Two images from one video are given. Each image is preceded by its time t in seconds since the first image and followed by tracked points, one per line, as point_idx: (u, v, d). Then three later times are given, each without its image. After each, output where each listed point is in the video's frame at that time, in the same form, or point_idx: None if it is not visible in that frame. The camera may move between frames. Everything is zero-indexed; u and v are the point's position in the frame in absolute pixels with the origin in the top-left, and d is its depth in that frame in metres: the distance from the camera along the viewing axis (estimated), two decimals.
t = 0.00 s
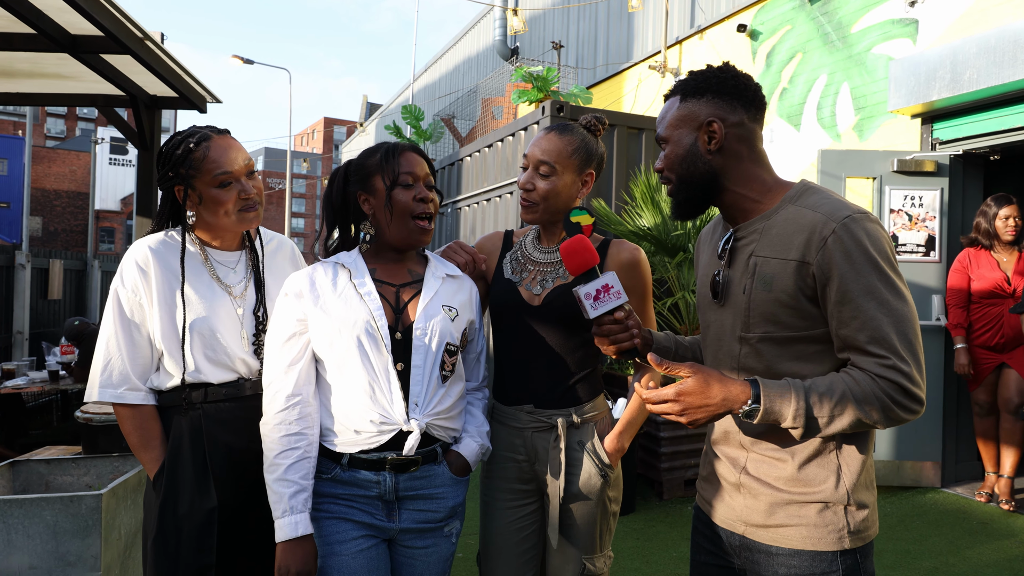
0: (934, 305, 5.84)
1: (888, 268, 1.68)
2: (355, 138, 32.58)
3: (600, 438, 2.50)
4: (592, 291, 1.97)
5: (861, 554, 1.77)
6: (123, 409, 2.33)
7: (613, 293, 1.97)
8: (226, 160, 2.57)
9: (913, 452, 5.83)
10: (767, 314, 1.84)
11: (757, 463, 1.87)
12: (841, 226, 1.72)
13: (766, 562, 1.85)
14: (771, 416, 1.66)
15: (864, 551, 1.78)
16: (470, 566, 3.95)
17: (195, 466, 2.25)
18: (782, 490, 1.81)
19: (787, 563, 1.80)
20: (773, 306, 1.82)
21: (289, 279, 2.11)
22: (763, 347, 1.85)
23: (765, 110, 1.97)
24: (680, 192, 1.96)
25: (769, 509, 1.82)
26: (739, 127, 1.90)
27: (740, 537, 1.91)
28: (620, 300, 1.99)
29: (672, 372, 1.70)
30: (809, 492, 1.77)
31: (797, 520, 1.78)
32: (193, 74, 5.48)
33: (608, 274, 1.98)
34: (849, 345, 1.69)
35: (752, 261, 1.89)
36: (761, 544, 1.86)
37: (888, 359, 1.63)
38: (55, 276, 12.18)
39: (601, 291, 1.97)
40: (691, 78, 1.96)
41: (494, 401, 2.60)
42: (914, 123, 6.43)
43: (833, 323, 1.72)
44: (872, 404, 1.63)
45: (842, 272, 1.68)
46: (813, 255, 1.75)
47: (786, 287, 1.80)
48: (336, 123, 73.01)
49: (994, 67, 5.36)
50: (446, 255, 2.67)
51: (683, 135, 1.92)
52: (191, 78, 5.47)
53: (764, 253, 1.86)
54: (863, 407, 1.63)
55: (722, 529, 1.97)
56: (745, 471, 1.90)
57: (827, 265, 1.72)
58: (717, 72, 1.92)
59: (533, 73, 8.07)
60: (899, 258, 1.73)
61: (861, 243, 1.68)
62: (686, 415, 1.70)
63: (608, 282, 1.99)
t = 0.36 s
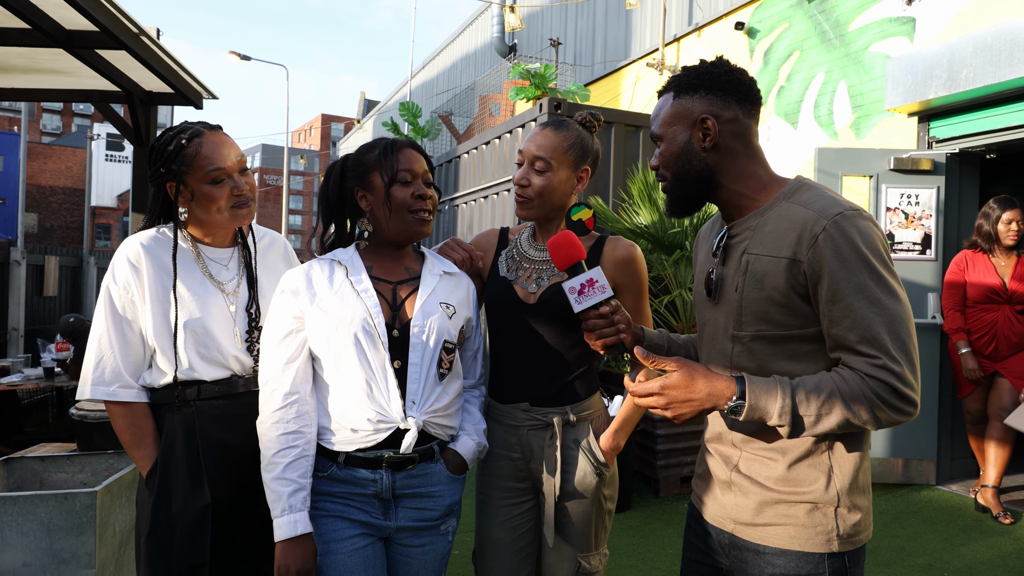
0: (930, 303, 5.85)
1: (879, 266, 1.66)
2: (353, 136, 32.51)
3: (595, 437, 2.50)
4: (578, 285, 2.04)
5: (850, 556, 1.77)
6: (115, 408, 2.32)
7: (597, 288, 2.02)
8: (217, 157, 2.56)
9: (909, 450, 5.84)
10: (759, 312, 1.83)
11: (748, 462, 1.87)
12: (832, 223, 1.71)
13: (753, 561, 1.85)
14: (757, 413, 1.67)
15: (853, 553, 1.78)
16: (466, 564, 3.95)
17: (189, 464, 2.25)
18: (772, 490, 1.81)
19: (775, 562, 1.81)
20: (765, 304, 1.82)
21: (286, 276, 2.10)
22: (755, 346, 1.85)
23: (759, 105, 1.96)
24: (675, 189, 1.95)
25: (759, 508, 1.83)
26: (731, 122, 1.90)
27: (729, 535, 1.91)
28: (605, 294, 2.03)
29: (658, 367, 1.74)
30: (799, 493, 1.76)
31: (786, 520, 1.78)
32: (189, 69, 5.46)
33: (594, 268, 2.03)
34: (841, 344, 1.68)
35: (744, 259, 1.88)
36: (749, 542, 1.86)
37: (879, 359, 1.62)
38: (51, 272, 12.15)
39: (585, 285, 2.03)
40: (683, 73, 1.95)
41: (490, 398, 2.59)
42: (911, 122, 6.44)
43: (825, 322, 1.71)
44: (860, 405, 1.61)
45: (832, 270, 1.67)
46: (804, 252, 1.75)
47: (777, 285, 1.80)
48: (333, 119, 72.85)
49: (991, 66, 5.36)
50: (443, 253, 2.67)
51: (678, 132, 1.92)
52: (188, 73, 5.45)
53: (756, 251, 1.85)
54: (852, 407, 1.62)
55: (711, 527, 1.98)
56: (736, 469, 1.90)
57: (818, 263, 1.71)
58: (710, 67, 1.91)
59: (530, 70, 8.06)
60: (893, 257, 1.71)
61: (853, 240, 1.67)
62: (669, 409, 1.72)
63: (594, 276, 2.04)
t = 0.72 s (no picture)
0: (925, 302, 5.87)
1: (868, 258, 1.67)
2: (350, 133, 32.44)
3: (589, 435, 2.50)
4: (525, 289, 1.93)
5: (845, 562, 1.79)
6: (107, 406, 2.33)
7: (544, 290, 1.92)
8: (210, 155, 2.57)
9: (903, 449, 5.87)
10: (748, 314, 1.85)
11: (744, 467, 1.89)
12: (816, 219, 1.73)
13: (746, 565, 1.87)
14: (758, 421, 1.67)
15: (849, 559, 1.79)
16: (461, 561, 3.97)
17: (181, 462, 2.25)
18: (765, 495, 1.82)
19: (767, 568, 1.82)
20: (754, 305, 1.83)
21: (282, 275, 2.11)
22: (747, 347, 1.86)
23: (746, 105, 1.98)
24: (664, 191, 1.97)
25: (753, 513, 1.84)
26: (719, 123, 1.91)
27: (722, 539, 1.93)
28: (554, 295, 1.93)
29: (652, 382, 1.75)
30: (793, 498, 1.78)
31: (780, 526, 1.79)
32: (186, 68, 5.45)
33: (540, 270, 1.94)
34: (838, 341, 1.68)
35: (729, 260, 1.90)
36: (741, 547, 1.88)
37: (877, 352, 1.61)
38: (47, 269, 12.14)
39: (532, 288, 1.93)
40: (669, 75, 1.96)
41: (485, 396, 2.60)
42: (907, 121, 6.46)
43: (818, 320, 1.71)
44: (864, 401, 1.60)
45: (820, 267, 1.68)
46: (790, 251, 1.77)
47: (765, 285, 1.81)
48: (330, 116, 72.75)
49: (987, 65, 5.38)
50: (440, 251, 2.69)
51: (665, 134, 1.93)
52: (184, 72, 5.46)
53: (741, 251, 1.87)
54: (853, 403, 1.61)
55: (704, 530, 2.00)
56: (731, 473, 1.91)
57: (805, 261, 1.73)
58: (695, 69, 1.93)
59: (526, 68, 8.07)
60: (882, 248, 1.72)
61: (838, 235, 1.68)
62: (668, 426, 1.73)
63: (542, 279, 1.94)
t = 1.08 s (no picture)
0: (926, 298, 5.86)
1: (839, 247, 1.71)
2: (349, 131, 32.41)
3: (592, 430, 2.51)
4: (463, 270, 2.09)
5: (815, 543, 1.81)
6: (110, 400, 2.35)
7: (481, 268, 2.08)
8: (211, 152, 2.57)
9: (904, 445, 5.88)
10: (721, 305, 1.85)
11: (718, 456, 1.87)
12: (787, 210, 1.77)
13: (722, 552, 1.85)
14: (744, 412, 1.68)
15: (819, 540, 1.82)
16: (463, 558, 3.97)
17: (182, 458, 2.26)
18: (740, 481, 1.82)
19: (743, 554, 1.82)
20: (727, 296, 1.84)
21: (286, 271, 2.11)
22: (720, 338, 1.86)
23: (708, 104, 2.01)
24: (632, 189, 1.97)
25: (728, 500, 1.83)
26: (685, 123, 1.94)
27: (696, 528, 1.91)
28: (491, 274, 2.09)
29: (642, 385, 1.74)
30: (768, 483, 1.78)
31: (756, 511, 1.79)
32: (187, 65, 5.44)
33: (478, 250, 2.10)
34: (814, 327, 1.71)
35: (699, 254, 1.90)
36: (716, 535, 1.87)
37: (854, 336, 1.64)
38: (50, 267, 12.13)
39: (471, 268, 2.09)
40: (635, 75, 1.96)
41: (487, 391, 2.59)
42: (909, 116, 6.44)
43: (794, 308, 1.74)
44: (843, 384, 1.63)
45: (795, 256, 1.72)
46: (764, 242, 1.79)
47: (737, 276, 1.83)
48: (330, 114, 72.67)
49: (991, 60, 5.37)
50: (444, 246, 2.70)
51: (633, 133, 1.94)
52: (186, 69, 5.45)
53: (712, 245, 1.88)
54: (832, 387, 1.64)
55: (679, 520, 1.97)
56: (705, 464, 1.89)
57: (779, 251, 1.75)
58: (659, 69, 1.94)
59: (526, 65, 8.05)
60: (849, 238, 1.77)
61: (809, 226, 1.73)
62: (661, 426, 1.72)
63: (479, 258, 2.11)
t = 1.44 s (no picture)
0: (932, 297, 5.84)
1: (838, 240, 1.76)
2: (352, 130, 32.43)
3: (597, 431, 2.52)
4: (454, 270, 2.02)
5: (814, 538, 1.82)
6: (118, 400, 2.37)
7: (472, 268, 2.01)
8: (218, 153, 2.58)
9: (910, 445, 5.87)
10: (721, 300, 1.86)
11: (716, 453, 1.87)
12: (787, 206, 1.80)
13: (724, 552, 1.85)
14: (760, 402, 1.67)
15: (817, 534, 1.83)
16: (468, 558, 3.98)
17: (188, 458, 2.27)
18: (741, 477, 1.82)
19: (746, 551, 1.81)
20: (728, 292, 1.85)
21: (292, 273, 2.13)
22: (720, 334, 1.86)
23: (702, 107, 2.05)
24: (632, 185, 1.96)
25: (730, 497, 1.83)
26: (688, 122, 1.97)
27: (696, 530, 1.90)
28: (483, 274, 2.03)
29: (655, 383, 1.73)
30: (767, 477, 1.79)
31: (757, 507, 1.79)
32: (192, 66, 5.45)
33: (471, 251, 2.03)
34: (819, 319, 1.73)
35: (697, 251, 1.91)
36: (718, 534, 1.86)
37: (858, 324, 1.67)
38: (56, 266, 12.18)
39: (462, 268, 2.01)
40: (639, 72, 1.96)
41: (492, 392, 2.60)
42: (914, 114, 6.42)
43: (797, 301, 1.77)
44: (852, 373, 1.66)
45: (798, 249, 1.75)
46: (765, 238, 1.81)
47: (737, 271, 1.84)
48: (334, 113, 72.73)
49: (997, 57, 5.35)
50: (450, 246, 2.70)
51: (636, 129, 1.94)
52: (191, 70, 5.46)
53: (711, 242, 1.89)
54: (839, 375, 1.67)
55: (677, 523, 1.96)
56: (703, 463, 1.89)
57: (781, 245, 1.78)
58: (663, 70, 1.96)
59: (529, 64, 8.04)
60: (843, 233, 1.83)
61: (809, 221, 1.77)
62: (675, 423, 1.71)
63: (471, 259, 2.04)
